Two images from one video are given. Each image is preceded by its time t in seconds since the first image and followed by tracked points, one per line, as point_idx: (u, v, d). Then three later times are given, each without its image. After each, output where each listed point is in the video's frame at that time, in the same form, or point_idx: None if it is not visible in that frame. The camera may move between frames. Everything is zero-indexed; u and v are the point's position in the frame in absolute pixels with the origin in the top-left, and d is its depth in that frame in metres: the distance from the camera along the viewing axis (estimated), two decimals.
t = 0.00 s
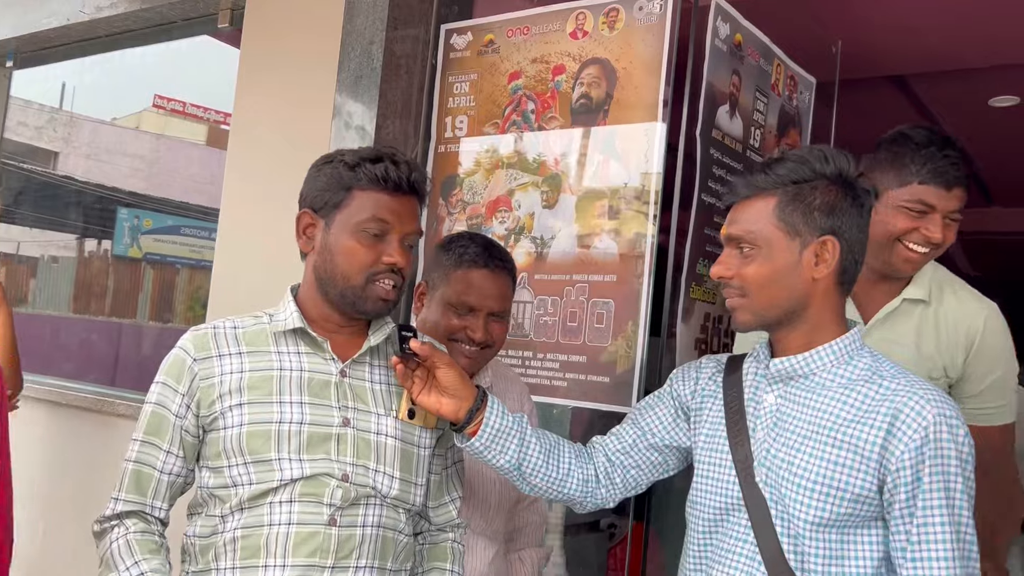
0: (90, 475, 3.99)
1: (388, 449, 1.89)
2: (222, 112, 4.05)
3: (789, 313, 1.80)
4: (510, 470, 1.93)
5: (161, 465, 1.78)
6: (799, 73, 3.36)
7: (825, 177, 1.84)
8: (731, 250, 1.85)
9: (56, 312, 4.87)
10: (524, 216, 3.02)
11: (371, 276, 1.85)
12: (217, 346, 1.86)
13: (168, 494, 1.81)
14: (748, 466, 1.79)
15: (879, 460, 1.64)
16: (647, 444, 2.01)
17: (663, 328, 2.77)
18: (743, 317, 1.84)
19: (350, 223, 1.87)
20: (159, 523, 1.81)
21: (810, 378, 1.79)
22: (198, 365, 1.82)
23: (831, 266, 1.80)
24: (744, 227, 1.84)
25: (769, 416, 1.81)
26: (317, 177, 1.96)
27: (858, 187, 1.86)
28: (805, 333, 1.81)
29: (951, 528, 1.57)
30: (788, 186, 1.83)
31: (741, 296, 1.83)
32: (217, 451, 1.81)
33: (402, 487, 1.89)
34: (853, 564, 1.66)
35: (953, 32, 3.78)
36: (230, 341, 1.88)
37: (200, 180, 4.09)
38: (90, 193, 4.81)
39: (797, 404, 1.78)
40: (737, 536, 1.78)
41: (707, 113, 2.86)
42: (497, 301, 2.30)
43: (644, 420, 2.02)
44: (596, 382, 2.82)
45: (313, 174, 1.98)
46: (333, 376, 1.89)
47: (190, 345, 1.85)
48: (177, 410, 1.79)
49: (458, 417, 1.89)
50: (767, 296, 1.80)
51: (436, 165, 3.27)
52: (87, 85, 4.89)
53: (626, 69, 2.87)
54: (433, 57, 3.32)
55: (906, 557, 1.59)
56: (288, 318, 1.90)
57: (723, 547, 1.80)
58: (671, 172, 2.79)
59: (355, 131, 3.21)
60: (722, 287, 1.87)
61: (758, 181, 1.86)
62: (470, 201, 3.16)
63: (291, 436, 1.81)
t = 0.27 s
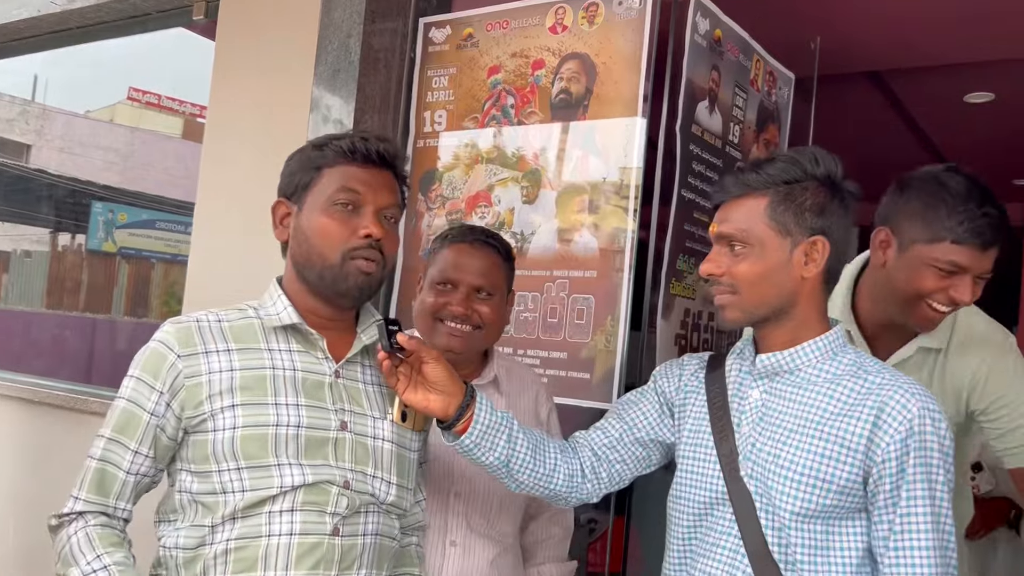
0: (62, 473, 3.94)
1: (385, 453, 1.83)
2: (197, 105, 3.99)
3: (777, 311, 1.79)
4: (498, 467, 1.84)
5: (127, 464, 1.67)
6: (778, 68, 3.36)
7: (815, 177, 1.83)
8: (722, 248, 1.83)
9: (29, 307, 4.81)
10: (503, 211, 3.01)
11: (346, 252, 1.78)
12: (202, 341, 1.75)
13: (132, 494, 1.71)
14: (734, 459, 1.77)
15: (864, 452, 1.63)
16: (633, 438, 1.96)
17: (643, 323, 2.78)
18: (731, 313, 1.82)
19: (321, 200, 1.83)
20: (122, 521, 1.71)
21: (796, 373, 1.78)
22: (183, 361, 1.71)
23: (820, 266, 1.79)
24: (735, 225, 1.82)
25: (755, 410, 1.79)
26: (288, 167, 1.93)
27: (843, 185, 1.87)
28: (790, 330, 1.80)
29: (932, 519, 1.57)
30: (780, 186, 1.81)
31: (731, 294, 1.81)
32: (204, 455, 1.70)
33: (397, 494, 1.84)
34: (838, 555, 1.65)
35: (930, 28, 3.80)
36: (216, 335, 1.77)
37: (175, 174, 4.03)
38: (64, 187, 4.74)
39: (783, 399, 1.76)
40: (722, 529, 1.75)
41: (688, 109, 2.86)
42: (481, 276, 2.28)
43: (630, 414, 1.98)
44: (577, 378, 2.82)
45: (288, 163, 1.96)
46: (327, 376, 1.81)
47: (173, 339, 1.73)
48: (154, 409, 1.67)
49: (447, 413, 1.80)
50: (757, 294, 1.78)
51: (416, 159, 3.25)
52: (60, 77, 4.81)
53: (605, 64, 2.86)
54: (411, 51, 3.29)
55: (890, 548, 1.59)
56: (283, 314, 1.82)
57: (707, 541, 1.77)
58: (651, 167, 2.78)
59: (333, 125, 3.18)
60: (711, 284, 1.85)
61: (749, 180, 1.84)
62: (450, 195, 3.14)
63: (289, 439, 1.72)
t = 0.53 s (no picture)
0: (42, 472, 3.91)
1: (384, 457, 1.83)
2: (175, 99, 3.96)
3: (770, 313, 1.81)
4: (495, 473, 1.84)
5: (105, 463, 1.60)
6: (763, 69, 3.38)
7: (802, 183, 1.86)
8: (714, 252, 1.85)
9: (4, 304, 4.74)
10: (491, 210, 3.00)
11: (327, 251, 1.76)
12: (199, 338, 1.71)
13: (103, 495, 1.63)
14: (731, 463, 1.77)
15: (861, 450, 1.65)
16: (623, 443, 1.96)
17: (633, 321, 2.79)
18: (726, 317, 1.83)
19: (298, 196, 1.80)
20: (82, 524, 1.64)
21: (788, 374, 1.80)
22: (178, 357, 1.66)
23: (810, 269, 1.82)
24: (727, 229, 1.84)
25: (750, 412, 1.80)
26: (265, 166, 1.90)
27: (829, 192, 1.91)
28: (783, 331, 1.82)
29: (919, 511, 1.61)
30: (769, 191, 1.84)
31: (725, 296, 1.82)
32: (202, 457, 1.65)
33: (396, 498, 1.85)
34: (839, 551, 1.66)
35: (913, 30, 3.83)
36: (214, 333, 1.73)
37: (156, 170, 4.00)
38: (41, 182, 4.68)
39: (777, 401, 1.78)
40: (722, 531, 1.75)
41: (676, 109, 2.87)
42: (500, 273, 2.30)
43: (618, 417, 1.98)
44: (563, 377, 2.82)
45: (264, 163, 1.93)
46: (325, 378, 1.80)
47: (169, 333, 1.68)
48: (139, 405, 1.60)
49: (446, 418, 1.80)
50: (751, 296, 1.80)
51: (402, 158, 3.24)
52: (37, 71, 4.75)
53: (594, 64, 2.86)
54: (398, 48, 3.26)
55: (878, 539, 1.61)
56: (281, 313, 1.80)
57: (708, 543, 1.77)
58: (640, 168, 2.80)
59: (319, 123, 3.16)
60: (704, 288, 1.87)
61: (739, 185, 1.87)
62: (438, 194, 3.13)
63: (293, 443, 1.70)
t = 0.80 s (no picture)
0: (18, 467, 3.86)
1: (373, 449, 1.81)
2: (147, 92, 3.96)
3: (773, 309, 1.70)
4: (486, 461, 1.74)
5: (90, 464, 1.49)
6: (746, 66, 3.41)
7: (803, 174, 1.75)
8: (714, 246, 1.73)
9: None
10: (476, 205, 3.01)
11: (316, 243, 1.71)
12: (187, 332, 1.62)
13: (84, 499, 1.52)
14: (726, 459, 1.66)
15: (857, 448, 1.55)
16: (619, 435, 1.85)
17: (618, 316, 2.82)
18: (725, 313, 1.71)
19: (291, 185, 1.73)
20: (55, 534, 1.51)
21: (786, 370, 1.68)
22: (166, 353, 1.57)
23: (812, 264, 1.71)
24: (728, 223, 1.72)
25: (745, 408, 1.69)
26: (254, 146, 1.82)
27: (832, 186, 1.79)
28: (783, 327, 1.71)
29: (919, 514, 1.51)
30: (771, 184, 1.73)
31: (726, 291, 1.71)
32: (195, 455, 1.57)
33: (385, 490, 1.82)
34: (832, 552, 1.56)
35: (893, 28, 3.87)
36: (201, 326, 1.65)
37: (133, 163, 3.95)
38: (12, 175, 4.61)
39: (773, 396, 1.66)
40: (715, 528, 1.64)
41: (661, 105, 2.89)
42: (509, 269, 2.30)
43: (615, 408, 1.86)
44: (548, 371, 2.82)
45: (251, 143, 1.84)
46: (314, 370, 1.75)
47: (156, 328, 1.58)
48: (128, 403, 1.51)
49: (437, 404, 1.71)
50: (752, 292, 1.68)
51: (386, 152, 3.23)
52: (8, 62, 4.67)
53: (580, 59, 2.88)
54: (382, 42, 3.25)
55: (875, 539, 1.52)
56: (267, 306, 1.72)
57: (700, 541, 1.65)
58: (625, 164, 2.81)
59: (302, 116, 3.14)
60: (704, 283, 1.75)
61: (740, 178, 1.76)
62: (422, 188, 3.13)
63: (287, 437, 1.64)
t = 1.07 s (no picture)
0: None
1: (353, 444, 1.79)
2: (118, 84, 3.92)
3: (772, 301, 1.68)
4: (465, 455, 1.73)
5: (77, 468, 1.46)
6: (722, 63, 3.42)
7: (808, 164, 1.74)
8: (713, 236, 1.73)
9: None
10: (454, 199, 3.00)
11: (332, 242, 1.69)
12: (168, 329, 1.58)
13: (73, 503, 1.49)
14: (721, 456, 1.64)
15: (860, 451, 1.53)
16: (610, 428, 1.84)
17: (596, 315, 2.82)
18: (725, 304, 1.71)
19: (297, 182, 1.69)
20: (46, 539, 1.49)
21: (787, 367, 1.67)
22: (149, 351, 1.53)
23: (815, 254, 1.71)
24: (727, 212, 1.72)
25: (745, 405, 1.67)
26: (240, 135, 1.73)
27: (837, 176, 1.77)
28: (785, 322, 1.69)
29: (925, 521, 1.49)
30: (773, 172, 1.72)
31: (724, 283, 1.70)
32: (178, 455, 1.54)
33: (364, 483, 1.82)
34: (830, 556, 1.54)
35: (868, 29, 3.90)
36: (183, 323, 1.61)
37: (105, 155, 3.90)
38: None
39: (774, 394, 1.64)
40: (709, 528, 1.62)
41: (639, 101, 2.90)
42: (474, 263, 2.23)
43: (608, 402, 1.86)
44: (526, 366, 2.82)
45: (233, 135, 1.74)
46: (294, 365, 1.73)
47: (136, 326, 1.53)
48: (112, 405, 1.47)
49: (409, 400, 1.70)
50: (751, 283, 1.67)
51: (363, 146, 3.21)
52: None
53: (558, 54, 2.88)
54: (360, 34, 3.21)
55: (880, 547, 1.50)
56: (250, 300, 1.70)
57: (694, 540, 1.64)
58: (603, 163, 2.82)
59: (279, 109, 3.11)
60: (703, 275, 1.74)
61: (748, 169, 1.74)
62: (400, 182, 3.12)
63: (272, 435, 1.62)
